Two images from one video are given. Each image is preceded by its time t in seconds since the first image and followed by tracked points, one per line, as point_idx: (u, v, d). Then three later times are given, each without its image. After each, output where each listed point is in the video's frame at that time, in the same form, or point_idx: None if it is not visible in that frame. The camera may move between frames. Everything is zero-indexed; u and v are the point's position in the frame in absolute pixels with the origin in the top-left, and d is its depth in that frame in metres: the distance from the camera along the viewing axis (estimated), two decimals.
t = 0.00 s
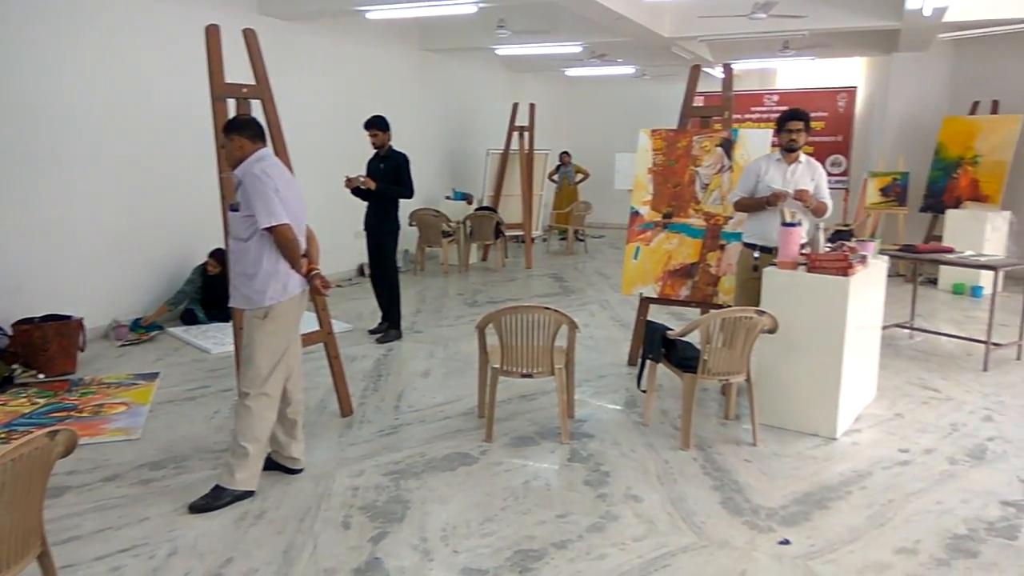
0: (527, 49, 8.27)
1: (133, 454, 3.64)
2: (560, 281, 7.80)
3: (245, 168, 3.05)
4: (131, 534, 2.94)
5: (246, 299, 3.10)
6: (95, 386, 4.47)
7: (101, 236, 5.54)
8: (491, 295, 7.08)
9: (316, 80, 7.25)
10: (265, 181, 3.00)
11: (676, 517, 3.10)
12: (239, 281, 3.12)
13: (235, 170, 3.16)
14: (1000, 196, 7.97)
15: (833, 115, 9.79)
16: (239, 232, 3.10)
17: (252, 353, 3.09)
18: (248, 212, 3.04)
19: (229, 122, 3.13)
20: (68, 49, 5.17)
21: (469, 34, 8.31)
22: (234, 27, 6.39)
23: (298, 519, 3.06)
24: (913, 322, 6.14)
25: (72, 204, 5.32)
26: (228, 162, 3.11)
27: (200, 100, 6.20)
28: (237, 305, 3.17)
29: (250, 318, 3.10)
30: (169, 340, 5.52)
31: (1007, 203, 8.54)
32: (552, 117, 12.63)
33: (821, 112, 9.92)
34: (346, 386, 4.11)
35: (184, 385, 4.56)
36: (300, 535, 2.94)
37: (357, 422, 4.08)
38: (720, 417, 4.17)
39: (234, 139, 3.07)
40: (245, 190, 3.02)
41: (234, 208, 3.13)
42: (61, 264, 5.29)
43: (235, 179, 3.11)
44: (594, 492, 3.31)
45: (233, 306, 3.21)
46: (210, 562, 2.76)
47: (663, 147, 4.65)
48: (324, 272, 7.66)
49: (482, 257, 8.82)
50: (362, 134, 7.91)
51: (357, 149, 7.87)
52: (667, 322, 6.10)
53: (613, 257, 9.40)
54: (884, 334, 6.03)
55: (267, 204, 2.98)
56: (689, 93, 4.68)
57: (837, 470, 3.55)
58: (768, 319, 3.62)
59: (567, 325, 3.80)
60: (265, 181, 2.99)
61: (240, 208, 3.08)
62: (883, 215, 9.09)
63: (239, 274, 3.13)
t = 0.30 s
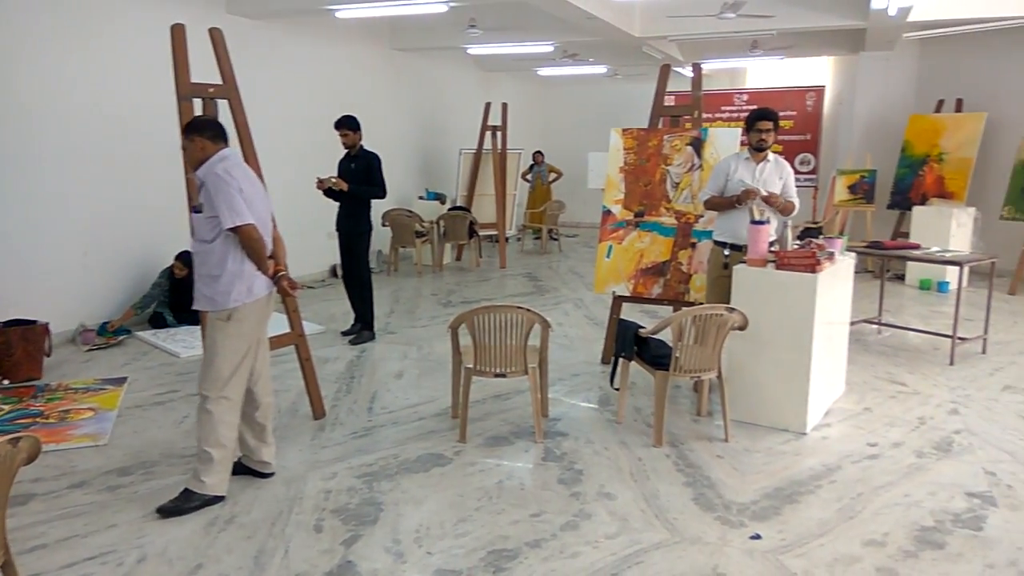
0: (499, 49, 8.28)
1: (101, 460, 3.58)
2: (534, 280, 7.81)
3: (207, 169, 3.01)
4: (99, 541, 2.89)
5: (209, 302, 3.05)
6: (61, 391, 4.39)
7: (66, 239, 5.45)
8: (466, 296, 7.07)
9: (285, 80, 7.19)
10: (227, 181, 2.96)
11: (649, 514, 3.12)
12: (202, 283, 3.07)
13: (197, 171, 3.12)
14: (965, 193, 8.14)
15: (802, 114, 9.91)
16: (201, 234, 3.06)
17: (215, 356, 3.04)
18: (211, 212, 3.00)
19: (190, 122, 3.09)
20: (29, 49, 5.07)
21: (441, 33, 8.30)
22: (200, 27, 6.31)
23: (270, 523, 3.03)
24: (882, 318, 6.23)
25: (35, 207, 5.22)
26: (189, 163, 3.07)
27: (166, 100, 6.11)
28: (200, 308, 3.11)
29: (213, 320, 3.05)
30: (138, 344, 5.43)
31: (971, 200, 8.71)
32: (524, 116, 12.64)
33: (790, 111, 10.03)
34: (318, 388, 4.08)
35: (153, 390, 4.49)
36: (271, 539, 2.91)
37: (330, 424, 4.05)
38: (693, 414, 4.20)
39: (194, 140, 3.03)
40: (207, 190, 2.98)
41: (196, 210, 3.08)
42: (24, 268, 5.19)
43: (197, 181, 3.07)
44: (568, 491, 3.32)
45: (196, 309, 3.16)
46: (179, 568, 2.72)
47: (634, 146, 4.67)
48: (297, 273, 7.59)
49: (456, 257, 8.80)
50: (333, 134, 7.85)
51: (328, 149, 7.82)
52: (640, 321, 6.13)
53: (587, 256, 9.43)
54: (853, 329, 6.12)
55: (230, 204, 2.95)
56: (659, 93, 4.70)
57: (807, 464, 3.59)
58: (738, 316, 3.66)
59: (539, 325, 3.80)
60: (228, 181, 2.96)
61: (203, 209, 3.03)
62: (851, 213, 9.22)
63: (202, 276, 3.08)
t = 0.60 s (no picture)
0: (471, 48, 8.27)
1: (63, 463, 3.51)
2: (506, 280, 7.81)
3: (161, 166, 2.93)
4: (60, 546, 2.84)
5: (161, 303, 2.97)
6: (23, 393, 4.30)
7: (27, 239, 5.34)
8: (437, 295, 7.05)
9: (254, 78, 7.11)
10: (182, 180, 2.88)
11: (619, 512, 3.14)
12: (155, 284, 2.99)
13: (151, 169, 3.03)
14: (929, 194, 8.29)
15: (771, 116, 10.03)
16: (154, 233, 2.97)
17: (164, 359, 2.95)
18: (164, 212, 2.92)
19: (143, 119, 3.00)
20: None
21: (413, 32, 8.28)
22: (165, 23, 6.22)
23: (236, 526, 3.00)
24: (848, 317, 6.34)
25: None
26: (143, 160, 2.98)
27: (131, 98, 6.01)
28: (152, 309, 3.03)
29: (163, 322, 2.97)
30: (102, 345, 5.34)
31: (935, 201, 8.87)
32: (497, 116, 12.64)
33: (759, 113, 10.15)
34: (287, 389, 4.04)
35: (118, 392, 4.41)
36: (238, 543, 2.88)
37: (299, 425, 4.01)
38: (663, 412, 4.24)
39: (148, 137, 2.94)
40: (161, 189, 2.90)
41: (149, 209, 3.00)
42: None
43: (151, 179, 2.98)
44: (539, 490, 3.33)
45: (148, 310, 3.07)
46: (143, 573, 2.68)
47: (605, 146, 4.69)
48: (267, 273, 7.52)
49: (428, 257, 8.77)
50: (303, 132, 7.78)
51: (298, 148, 7.75)
52: (611, 321, 6.16)
53: (559, 255, 9.45)
54: (820, 328, 6.20)
55: (185, 204, 2.87)
56: (630, 94, 4.73)
57: (774, 462, 3.64)
58: (706, 315, 3.70)
59: (510, 325, 3.80)
60: (183, 180, 2.88)
61: (156, 207, 2.95)
62: (818, 213, 9.36)
63: (155, 276, 2.99)
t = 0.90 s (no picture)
0: (442, 45, 8.24)
1: (26, 467, 3.43)
2: (479, 277, 7.80)
3: (101, 167, 2.84)
4: (23, 551, 2.78)
5: (101, 306, 2.90)
6: None
7: None
8: (409, 293, 7.02)
9: (221, 74, 7.02)
10: (122, 182, 2.79)
11: (591, 508, 3.15)
12: (95, 287, 2.92)
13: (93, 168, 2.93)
14: (895, 189, 8.43)
15: (739, 113, 10.05)
16: (95, 235, 2.89)
17: (109, 365, 2.88)
18: (104, 214, 2.83)
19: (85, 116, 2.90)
20: None
21: (383, 28, 8.23)
22: (129, 18, 6.11)
23: (204, 528, 2.96)
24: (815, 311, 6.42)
25: None
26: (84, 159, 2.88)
27: (93, 94, 5.89)
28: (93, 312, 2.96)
29: (104, 326, 2.89)
30: (67, 346, 5.23)
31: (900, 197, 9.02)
32: (468, 113, 12.62)
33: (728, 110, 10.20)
34: (256, 389, 3.99)
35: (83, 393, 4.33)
36: (206, 545, 2.85)
37: (268, 426, 3.97)
38: (634, 408, 4.26)
39: (88, 136, 2.85)
40: (100, 191, 2.81)
41: (90, 210, 2.91)
42: None
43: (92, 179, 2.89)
44: (511, 487, 3.33)
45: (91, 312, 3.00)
46: None
47: (575, 143, 4.70)
48: (237, 272, 7.43)
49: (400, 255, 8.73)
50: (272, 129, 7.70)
51: (266, 145, 7.66)
52: (582, 317, 6.18)
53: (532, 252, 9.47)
54: (788, 323, 6.28)
55: (125, 207, 2.79)
56: (599, 91, 4.75)
57: (744, 455, 3.67)
58: (676, 311, 3.73)
59: (482, 322, 3.80)
60: (122, 182, 2.79)
61: (96, 209, 2.86)
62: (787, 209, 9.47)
63: (95, 279, 2.92)
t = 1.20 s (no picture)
0: (413, 44, 8.21)
1: None
2: (451, 277, 7.79)
3: (38, 164, 2.77)
4: None
5: (44, 308, 2.83)
6: None
7: None
8: (380, 293, 6.98)
9: (187, 72, 6.92)
10: (60, 180, 2.73)
11: (562, 506, 3.16)
12: (38, 289, 2.85)
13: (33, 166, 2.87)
14: (860, 188, 8.57)
15: (709, 114, 10.19)
16: (35, 236, 2.83)
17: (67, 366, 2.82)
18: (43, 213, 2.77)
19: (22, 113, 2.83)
20: None
21: (353, 27, 8.18)
22: (91, 14, 6.00)
23: (170, 532, 2.92)
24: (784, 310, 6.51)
25: None
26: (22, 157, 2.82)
27: (55, 90, 5.77)
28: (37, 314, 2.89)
29: (56, 327, 2.81)
30: (30, 349, 5.12)
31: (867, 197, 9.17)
32: (440, 112, 12.58)
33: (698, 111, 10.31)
34: (223, 391, 3.94)
35: (46, 396, 4.24)
36: (171, 549, 2.81)
37: (236, 428, 3.92)
38: (605, 407, 4.28)
39: (24, 132, 2.78)
40: (37, 190, 2.75)
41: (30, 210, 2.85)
42: None
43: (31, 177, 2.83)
44: (482, 487, 3.33)
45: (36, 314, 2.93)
46: None
47: (547, 143, 4.72)
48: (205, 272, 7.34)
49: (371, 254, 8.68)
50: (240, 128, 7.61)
51: (235, 144, 7.57)
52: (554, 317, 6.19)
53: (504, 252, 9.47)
54: (758, 322, 6.35)
55: (64, 206, 2.72)
56: (570, 91, 4.76)
57: (713, 452, 3.71)
58: (646, 309, 3.75)
59: (452, 322, 3.79)
60: (60, 180, 2.73)
61: (36, 208, 2.80)
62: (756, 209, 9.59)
63: (38, 281, 2.85)
